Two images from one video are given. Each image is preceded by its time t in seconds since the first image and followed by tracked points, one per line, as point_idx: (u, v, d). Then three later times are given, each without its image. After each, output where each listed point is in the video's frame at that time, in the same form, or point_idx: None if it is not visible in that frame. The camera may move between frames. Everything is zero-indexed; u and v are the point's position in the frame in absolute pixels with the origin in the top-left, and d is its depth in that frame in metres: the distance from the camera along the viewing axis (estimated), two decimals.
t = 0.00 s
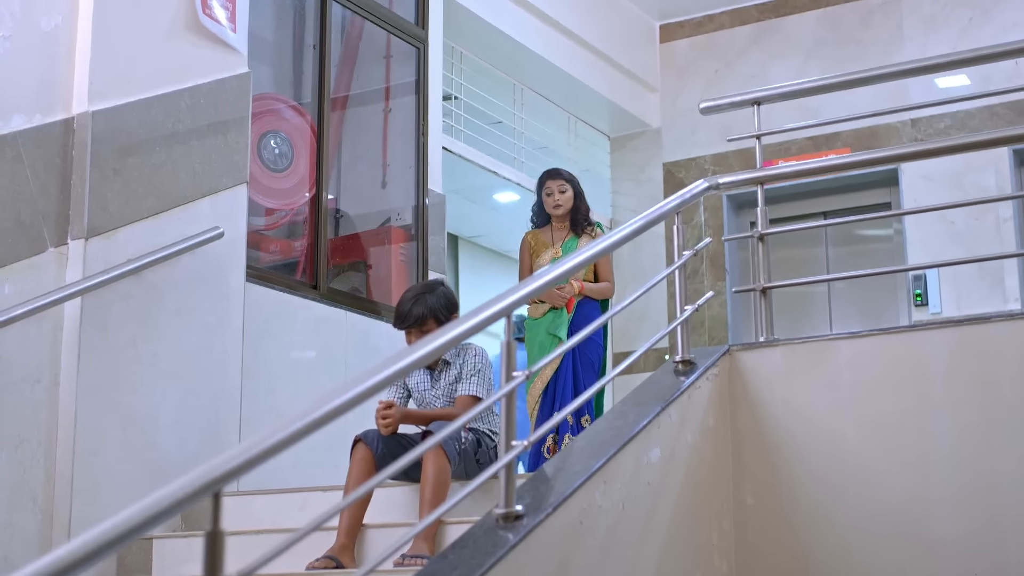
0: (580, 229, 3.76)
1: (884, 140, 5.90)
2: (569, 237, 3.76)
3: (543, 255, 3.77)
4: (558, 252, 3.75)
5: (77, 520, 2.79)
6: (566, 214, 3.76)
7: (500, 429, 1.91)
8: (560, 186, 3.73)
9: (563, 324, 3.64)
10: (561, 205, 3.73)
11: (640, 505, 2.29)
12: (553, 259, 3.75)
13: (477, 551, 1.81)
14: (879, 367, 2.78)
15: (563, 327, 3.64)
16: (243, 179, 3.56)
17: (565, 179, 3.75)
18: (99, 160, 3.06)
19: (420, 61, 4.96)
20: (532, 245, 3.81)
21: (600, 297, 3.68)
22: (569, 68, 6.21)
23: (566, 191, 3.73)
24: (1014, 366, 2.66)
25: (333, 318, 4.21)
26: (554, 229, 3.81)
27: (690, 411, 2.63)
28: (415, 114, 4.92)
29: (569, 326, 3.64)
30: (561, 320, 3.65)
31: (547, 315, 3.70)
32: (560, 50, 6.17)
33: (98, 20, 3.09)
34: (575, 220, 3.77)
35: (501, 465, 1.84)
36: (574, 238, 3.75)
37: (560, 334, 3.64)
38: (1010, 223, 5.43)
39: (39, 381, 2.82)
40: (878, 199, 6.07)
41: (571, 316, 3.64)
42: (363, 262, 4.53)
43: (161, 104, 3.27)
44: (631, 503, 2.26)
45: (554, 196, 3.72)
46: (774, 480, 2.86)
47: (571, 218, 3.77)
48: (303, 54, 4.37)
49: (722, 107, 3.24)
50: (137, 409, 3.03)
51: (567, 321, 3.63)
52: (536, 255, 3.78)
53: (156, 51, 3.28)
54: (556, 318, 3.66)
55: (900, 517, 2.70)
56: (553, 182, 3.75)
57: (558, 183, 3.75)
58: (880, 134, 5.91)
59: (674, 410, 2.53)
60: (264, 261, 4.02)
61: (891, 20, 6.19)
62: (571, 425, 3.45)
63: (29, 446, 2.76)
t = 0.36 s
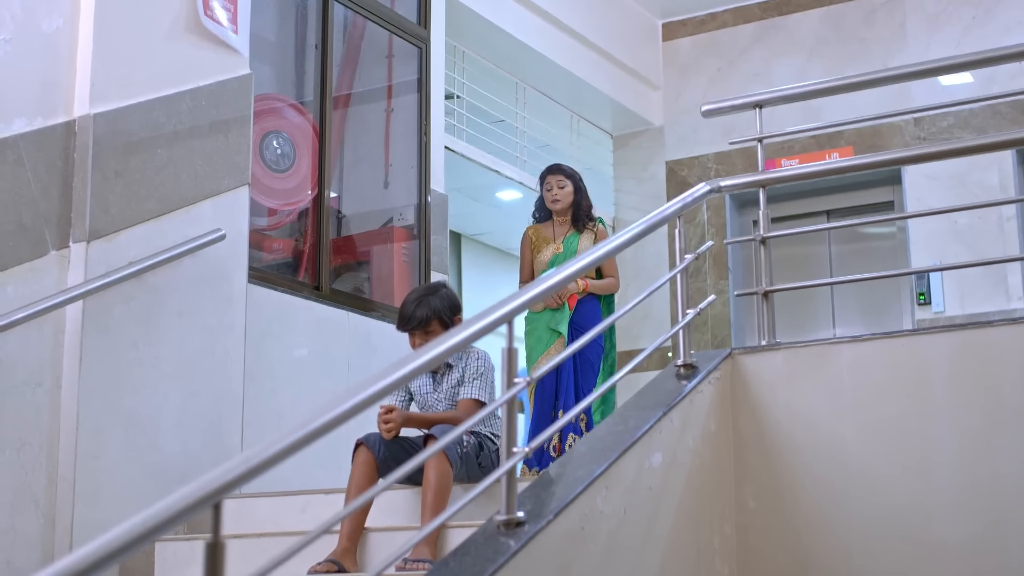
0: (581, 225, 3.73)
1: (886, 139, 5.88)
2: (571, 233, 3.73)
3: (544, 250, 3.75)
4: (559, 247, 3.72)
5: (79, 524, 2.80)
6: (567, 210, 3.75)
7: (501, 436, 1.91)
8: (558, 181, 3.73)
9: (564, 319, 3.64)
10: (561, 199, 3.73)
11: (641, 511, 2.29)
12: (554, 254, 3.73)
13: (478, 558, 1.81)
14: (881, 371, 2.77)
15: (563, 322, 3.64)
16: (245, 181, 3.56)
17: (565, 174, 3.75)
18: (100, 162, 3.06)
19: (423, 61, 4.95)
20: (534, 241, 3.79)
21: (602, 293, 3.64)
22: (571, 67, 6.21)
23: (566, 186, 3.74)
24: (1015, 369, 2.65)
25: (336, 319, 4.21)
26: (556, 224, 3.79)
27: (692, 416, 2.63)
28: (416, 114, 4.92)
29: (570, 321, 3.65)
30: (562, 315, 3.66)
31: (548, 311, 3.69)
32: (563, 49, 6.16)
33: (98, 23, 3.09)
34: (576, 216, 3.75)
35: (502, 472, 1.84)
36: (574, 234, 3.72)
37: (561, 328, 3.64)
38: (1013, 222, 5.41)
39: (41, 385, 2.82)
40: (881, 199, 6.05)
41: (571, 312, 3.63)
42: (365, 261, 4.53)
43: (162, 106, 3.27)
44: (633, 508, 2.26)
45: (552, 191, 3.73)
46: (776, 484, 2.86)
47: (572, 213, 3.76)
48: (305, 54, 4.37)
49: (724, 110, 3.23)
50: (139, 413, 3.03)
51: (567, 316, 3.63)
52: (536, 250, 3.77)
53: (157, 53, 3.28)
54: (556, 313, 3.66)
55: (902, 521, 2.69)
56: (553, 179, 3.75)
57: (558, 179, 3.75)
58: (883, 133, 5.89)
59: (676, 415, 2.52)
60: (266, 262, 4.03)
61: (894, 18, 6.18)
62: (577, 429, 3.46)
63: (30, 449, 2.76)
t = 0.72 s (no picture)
0: (572, 221, 3.72)
1: (892, 137, 5.87)
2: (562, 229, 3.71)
3: (534, 246, 3.73)
4: (549, 243, 3.70)
5: (84, 525, 2.80)
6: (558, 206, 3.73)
7: (505, 440, 1.91)
8: (550, 178, 3.72)
9: (555, 317, 3.60)
10: (552, 196, 3.72)
11: (645, 514, 2.29)
12: (544, 250, 3.70)
13: (482, 563, 1.80)
14: (886, 373, 2.77)
15: (555, 319, 3.59)
16: (249, 182, 3.56)
17: (558, 172, 3.74)
18: (104, 164, 3.06)
19: (427, 60, 4.95)
20: (524, 238, 3.78)
21: (595, 290, 3.66)
22: (575, 66, 6.20)
23: (558, 183, 3.72)
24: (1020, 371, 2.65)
25: (340, 319, 4.21)
26: (548, 221, 3.76)
27: (696, 418, 2.63)
28: (421, 112, 4.91)
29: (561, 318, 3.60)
30: (553, 312, 3.61)
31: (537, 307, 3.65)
32: (567, 47, 6.15)
33: (102, 24, 3.09)
34: (568, 212, 3.73)
35: (505, 476, 1.84)
36: (565, 230, 3.71)
37: (551, 326, 3.59)
38: (1019, 220, 5.39)
39: (46, 387, 2.82)
40: (886, 198, 6.04)
41: (564, 310, 3.60)
42: (369, 261, 4.53)
43: (166, 107, 3.27)
44: (636, 511, 2.25)
45: (544, 188, 3.72)
46: (781, 486, 2.85)
47: (564, 210, 3.73)
48: (309, 53, 4.37)
49: (728, 111, 3.22)
50: (144, 415, 3.03)
51: (559, 313, 3.58)
52: (528, 247, 3.75)
53: (161, 54, 3.27)
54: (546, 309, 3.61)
55: (906, 522, 2.69)
56: (545, 175, 3.75)
57: (550, 175, 3.74)
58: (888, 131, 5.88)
59: (680, 418, 2.52)
60: (270, 262, 4.03)
61: (899, 16, 6.16)
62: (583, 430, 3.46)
63: (34, 451, 2.77)
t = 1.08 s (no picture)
0: (558, 206, 3.67)
1: (903, 135, 5.85)
2: (547, 215, 3.68)
3: (519, 233, 3.72)
4: (534, 230, 3.68)
5: (95, 527, 2.81)
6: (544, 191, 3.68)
7: (514, 443, 1.91)
8: (538, 162, 3.66)
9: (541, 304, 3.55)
10: (539, 180, 3.67)
11: (655, 517, 2.29)
12: (529, 237, 3.69)
13: (492, 568, 1.80)
14: (897, 374, 2.75)
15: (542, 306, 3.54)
16: (259, 183, 3.57)
17: (546, 155, 3.68)
18: (114, 166, 3.07)
19: (436, 59, 4.95)
20: (511, 224, 3.76)
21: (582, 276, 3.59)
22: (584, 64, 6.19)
23: (545, 167, 3.67)
24: None
25: (351, 320, 4.21)
26: (533, 206, 3.74)
27: (705, 421, 2.62)
28: (430, 112, 4.91)
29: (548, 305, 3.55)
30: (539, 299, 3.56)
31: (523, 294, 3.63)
32: (576, 46, 6.14)
33: (112, 26, 3.10)
34: (553, 197, 3.68)
35: (515, 481, 1.84)
36: (550, 215, 3.66)
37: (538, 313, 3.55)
38: None
39: (57, 388, 2.83)
40: (896, 196, 6.02)
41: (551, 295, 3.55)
42: (379, 261, 4.53)
43: (176, 108, 3.27)
44: (646, 515, 2.25)
45: (530, 172, 3.67)
46: (791, 488, 2.84)
47: (549, 194, 3.69)
48: (319, 52, 4.37)
49: (738, 112, 3.22)
50: (155, 417, 3.04)
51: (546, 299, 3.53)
52: (514, 234, 3.74)
53: (170, 55, 3.28)
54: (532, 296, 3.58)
55: (916, 524, 2.68)
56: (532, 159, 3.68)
57: (536, 159, 3.68)
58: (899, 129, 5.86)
59: (689, 420, 2.51)
60: (281, 261, 4.04)
61: (910, 13, 6.13)
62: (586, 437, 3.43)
63: (45, 454, 2.77)
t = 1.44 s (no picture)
0: (549, 202, 3.62)
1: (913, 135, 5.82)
2: (539, 210, 3.63)
3: (512, 230, 3.67)
4: (525, 227, 3.62)
5: (105, 531, 2.81)
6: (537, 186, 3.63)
7: (523, 450, 1.90)
8: (531, 155, 3.60)
9: (531, 300, 3.51)
10: (531, 174, 3.61)
11: (664, 522, 2.28)
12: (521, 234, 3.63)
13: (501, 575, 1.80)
14: (907, 379, 2.74)
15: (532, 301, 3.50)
16: (268, 186, 3.57)
17: (540, 149, 3.61)
18: (123, 169, 3.07)
19: (446, 60, 4.95)
20: (503, 221, 3.72)
21: (575, 272, 3.53)
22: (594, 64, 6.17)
23: (538, 160, 3.60)
24: None
25: (360, 322, 4.21)
26: (526, 202, 3.68)
27: (715, 425, 2.61)
28: (440, 112, 4.91)
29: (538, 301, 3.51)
30: (530, 295, 3.51)
31: (515, 292, 3.58)
32: (586, 45, 6.13)
33: (121, 30, 3.10)
34: (546, 193, 3.63)
35: (523, 488, 1.84)
36: (542, 211, 3.61)
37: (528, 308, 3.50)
38: None
39: (67, 393, 2.83)
40: (907, 195, 5.99)
41: (541, 292, 3.50)
42: (389, 263, 4.52)
43: (185, 112, 3.28)
44: (656, 520, 2.24)
45: (523, 165, 3.60)
46: (801, 493, 2.83)
47: (542, 189, 3.64)
48: (328, 53, 4.37)
49: (748, 116, 3.20)
50: (165, 421, 3.04)
51: (536, 296, 3.49)
52: (507, 231, 3.69)
53: (179, 58, 3.28)
54: (521, 293, 3.53)
55: (927, 530, 2.67)
56: (525, 153, 3.62)
57: (529, 153, 3.62)
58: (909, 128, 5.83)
59: (699, 425, 2.50)
60: (291, 263, 4.04)
61: (920, 12, 6.10)
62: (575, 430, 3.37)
63: (55, 458, 2.78)
